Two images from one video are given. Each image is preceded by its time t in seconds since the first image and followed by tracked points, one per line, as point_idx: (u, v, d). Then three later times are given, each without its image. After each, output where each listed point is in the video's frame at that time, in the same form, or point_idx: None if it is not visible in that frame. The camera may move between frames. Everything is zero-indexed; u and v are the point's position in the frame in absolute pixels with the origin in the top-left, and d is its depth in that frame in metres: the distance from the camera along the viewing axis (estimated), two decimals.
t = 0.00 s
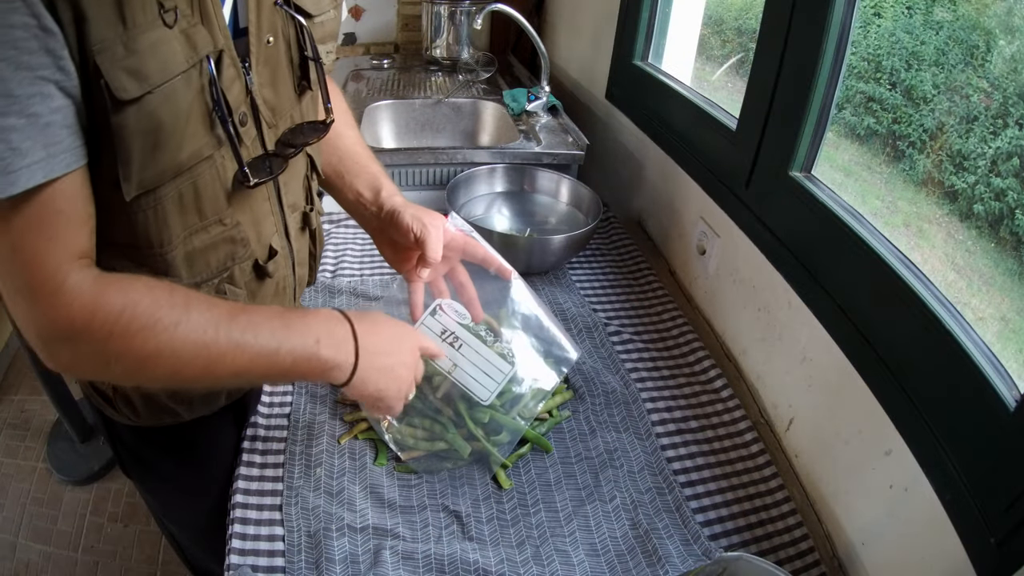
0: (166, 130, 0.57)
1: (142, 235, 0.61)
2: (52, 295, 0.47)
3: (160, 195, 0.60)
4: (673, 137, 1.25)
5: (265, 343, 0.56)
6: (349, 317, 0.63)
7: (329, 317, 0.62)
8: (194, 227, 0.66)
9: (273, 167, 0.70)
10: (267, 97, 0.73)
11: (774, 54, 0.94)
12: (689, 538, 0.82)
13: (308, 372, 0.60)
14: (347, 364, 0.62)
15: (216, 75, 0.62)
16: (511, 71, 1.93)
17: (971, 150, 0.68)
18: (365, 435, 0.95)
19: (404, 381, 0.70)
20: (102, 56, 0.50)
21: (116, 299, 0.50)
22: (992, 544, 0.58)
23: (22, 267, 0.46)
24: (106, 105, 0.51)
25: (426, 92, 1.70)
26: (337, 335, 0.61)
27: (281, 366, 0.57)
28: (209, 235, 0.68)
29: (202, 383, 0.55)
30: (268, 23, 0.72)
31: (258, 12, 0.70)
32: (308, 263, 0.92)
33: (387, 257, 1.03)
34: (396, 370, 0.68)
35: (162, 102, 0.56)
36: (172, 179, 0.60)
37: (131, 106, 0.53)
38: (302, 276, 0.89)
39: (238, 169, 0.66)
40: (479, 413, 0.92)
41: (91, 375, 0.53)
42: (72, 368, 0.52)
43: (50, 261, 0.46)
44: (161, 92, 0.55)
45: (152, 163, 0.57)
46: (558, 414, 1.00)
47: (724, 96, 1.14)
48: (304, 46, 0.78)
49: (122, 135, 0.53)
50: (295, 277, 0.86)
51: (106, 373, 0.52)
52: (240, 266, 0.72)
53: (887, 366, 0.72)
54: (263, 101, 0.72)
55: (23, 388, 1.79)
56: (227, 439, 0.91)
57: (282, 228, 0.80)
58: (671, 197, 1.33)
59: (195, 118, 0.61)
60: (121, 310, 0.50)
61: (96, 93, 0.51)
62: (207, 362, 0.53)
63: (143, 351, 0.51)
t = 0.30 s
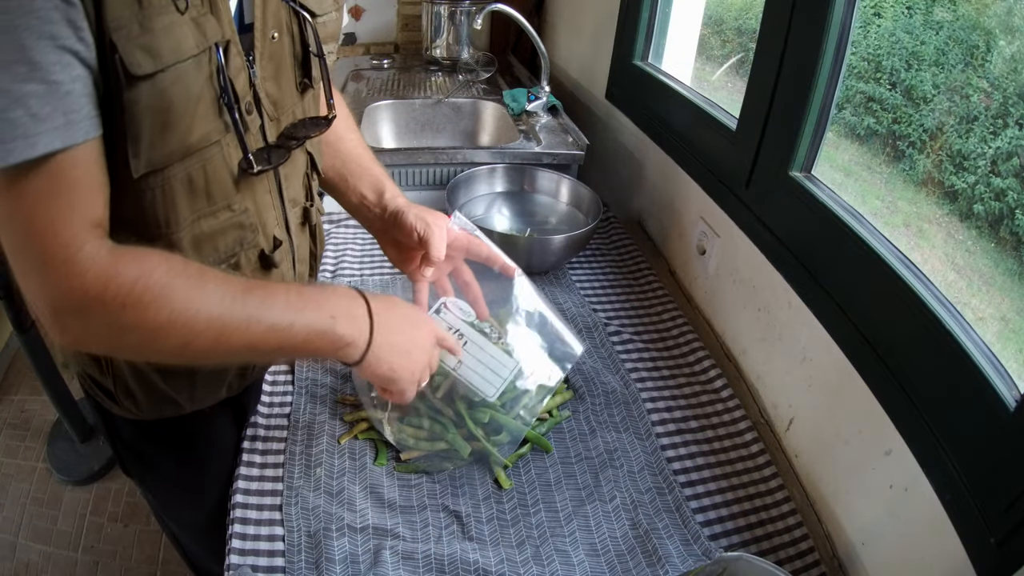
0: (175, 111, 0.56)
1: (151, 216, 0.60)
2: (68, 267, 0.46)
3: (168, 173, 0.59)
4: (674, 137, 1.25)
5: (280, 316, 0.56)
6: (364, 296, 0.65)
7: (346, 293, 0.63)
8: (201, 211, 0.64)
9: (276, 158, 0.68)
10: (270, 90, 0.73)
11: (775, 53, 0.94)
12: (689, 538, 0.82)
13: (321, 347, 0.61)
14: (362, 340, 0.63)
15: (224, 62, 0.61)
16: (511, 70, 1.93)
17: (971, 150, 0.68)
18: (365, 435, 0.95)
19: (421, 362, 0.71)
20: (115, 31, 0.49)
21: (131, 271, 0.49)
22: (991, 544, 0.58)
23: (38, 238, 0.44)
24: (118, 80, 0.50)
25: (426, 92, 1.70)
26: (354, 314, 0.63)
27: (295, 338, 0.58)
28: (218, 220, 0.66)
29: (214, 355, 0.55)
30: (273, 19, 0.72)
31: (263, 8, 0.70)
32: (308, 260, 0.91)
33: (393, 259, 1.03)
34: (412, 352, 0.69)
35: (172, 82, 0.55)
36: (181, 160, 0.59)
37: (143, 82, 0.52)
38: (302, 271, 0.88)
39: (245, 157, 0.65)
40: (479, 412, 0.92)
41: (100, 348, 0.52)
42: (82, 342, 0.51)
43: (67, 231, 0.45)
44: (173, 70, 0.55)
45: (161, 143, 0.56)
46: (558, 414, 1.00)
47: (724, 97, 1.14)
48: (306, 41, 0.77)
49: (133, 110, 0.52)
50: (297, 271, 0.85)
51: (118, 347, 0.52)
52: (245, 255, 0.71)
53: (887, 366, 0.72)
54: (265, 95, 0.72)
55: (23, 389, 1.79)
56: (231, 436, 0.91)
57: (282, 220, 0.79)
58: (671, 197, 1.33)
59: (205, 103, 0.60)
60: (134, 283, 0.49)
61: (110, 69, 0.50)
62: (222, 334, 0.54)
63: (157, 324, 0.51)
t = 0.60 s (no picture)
0: (191, 67, 0.55)
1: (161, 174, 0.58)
2: (73, 198, 0.42)
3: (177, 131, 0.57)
4: (674, 137, 1.25)
5: (297, 211, 0.49)
6: (392, 168, 0.54)
7: (368, 168, 0.54)
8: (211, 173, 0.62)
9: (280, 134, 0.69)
10: (271, 75, 0.71)
11: (776, 53, 0.94)
12: (689, 538, 0.82)
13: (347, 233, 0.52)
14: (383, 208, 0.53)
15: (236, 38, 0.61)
16: (511, 71, 1.93)
17: (972, 150, 0.68)
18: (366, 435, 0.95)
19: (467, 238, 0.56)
20: None
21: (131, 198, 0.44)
22: (991, 545, 0.58)
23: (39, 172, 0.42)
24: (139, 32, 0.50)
25: (426, 92, 1.70)
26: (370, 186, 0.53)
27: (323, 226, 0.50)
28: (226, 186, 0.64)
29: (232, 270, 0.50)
30: (275, 8, 0.72)
31: None
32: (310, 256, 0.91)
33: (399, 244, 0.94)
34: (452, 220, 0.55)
35: (190, 43, 0.55)
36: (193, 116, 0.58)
37: (162, 37, 0.52)
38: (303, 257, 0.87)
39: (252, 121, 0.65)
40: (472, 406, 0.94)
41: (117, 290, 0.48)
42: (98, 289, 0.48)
43: (64, 157, 0.42)
44: (191, 30, 0.55)
45: (173, 102, 0.55)
46: (559, 413, 1.00)
47: (724, 97, 1.14)
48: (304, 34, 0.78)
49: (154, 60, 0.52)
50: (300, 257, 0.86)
51: (136, 284, 0.48)
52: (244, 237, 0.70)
53: (887, 365, 0.72)
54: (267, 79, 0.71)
55: (23, 389, 1.79)
56: (234, 434, 0.90)
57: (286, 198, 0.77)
58: (671, 197, 1.33)
59: (216, 71, 0.58)
60: (141, 212, 0.44)
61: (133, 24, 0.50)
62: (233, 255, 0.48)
63: (169, 254, 0.46)
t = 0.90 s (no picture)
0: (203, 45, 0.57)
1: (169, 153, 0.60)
2: (85, 164, 0.46)
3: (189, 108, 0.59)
4: (674, 137, 1.25)
5: (293, 161, 0.52)
6: (382, 111, 0.57)
7: (360, 112, 0.56)
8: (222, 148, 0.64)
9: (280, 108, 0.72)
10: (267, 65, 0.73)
11: (775, 52, 0.94)
12: (689, 538, 0.82)
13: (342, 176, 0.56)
14: (374, 148, 0.56)
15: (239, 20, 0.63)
16: (511, 71, 1.93)
17: (971, 150, 0.68)
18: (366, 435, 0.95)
19: (451, 172, 0.62)
20: None
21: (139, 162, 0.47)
22: (991, 545, 0.58)
23: (54, 142, 0.45)
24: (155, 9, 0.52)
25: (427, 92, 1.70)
26: (363, 130, 0.55)
27: (323, 175, 0.54)
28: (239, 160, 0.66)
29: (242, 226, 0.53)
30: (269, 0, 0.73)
31: None
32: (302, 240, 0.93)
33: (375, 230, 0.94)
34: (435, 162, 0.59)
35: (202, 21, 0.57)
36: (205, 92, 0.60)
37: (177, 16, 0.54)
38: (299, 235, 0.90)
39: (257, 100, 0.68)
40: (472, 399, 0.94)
41: (135, 256, 0.52)
42: (117, 256, 0.51)
43: (75, 125, 0.45)
44: (204, 11, 0.57)
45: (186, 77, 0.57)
46: (559, 413, 1.00)
47: (725, 97, 1.14)
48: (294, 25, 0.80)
49: (167, 38, 0.54)
50: (296, 238, 0.88)
51: (152, 249, 0.51)
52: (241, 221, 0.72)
53: (888, 365, 0.72)
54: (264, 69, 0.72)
55: (23, 389, 1.79)
56: (236, 433, 0.91)
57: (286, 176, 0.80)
58: (671, 197, 1.33)
59: (224, 49, 0.61)
60: (149, 175, 0.47)
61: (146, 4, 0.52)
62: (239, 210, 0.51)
63: (179, 213, 0.49)
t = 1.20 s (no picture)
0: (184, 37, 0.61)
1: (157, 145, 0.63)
2: (83, 155, 0.49)
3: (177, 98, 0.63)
4: (674, 137, 1.25)
5: (278, 136, 0.57)
6: (352, 79, 0.64)
7: (334, 85, 0.62)
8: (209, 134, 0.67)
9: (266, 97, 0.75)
10: (249, 59, 0.74)
11: (775, 52, 0.94)
12: (689, 538, 0.82)
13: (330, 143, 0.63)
14: (356, 116, 0.64)
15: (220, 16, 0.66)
16: (511, 71, 1.93)
17: (971, 150, 0.68)
18: (365, 434, 0.95)
19: (424, 116, 0.70)
20: None
21: (133, 148, 0.51)
22: (991, 545, 0.58)
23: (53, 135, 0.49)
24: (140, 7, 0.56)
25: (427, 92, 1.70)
26: (343, 103, 0.62)
27: (306, 147, 0.60)
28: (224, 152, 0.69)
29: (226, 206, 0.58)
30: None
31: None
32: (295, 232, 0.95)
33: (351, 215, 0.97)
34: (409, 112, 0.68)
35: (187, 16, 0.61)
36: (190, 85, 0.63)
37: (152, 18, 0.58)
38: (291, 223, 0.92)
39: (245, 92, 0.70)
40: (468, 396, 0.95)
41: (131, 240, 0.56)
42: (110, 243, 0.55)
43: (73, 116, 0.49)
44: (185, 7, 0.60)
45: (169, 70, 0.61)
46: (558, 413, 1.00)
47: (724, 96, 1.14)
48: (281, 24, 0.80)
49: (151, 33, 0.58)
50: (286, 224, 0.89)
51: (145, 233, 0.55)
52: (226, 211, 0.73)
53: (888, 365, 0.72)
54: (246, 63, 0.73)
55: (23, 389, 1.79)
56: (230, 428, 0.92)
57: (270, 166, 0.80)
58: (672, 198, 1.32)
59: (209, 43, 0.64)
60: (144, 161, 0.51)
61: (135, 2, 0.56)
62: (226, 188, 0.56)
63: (175, 195, 0.54)
